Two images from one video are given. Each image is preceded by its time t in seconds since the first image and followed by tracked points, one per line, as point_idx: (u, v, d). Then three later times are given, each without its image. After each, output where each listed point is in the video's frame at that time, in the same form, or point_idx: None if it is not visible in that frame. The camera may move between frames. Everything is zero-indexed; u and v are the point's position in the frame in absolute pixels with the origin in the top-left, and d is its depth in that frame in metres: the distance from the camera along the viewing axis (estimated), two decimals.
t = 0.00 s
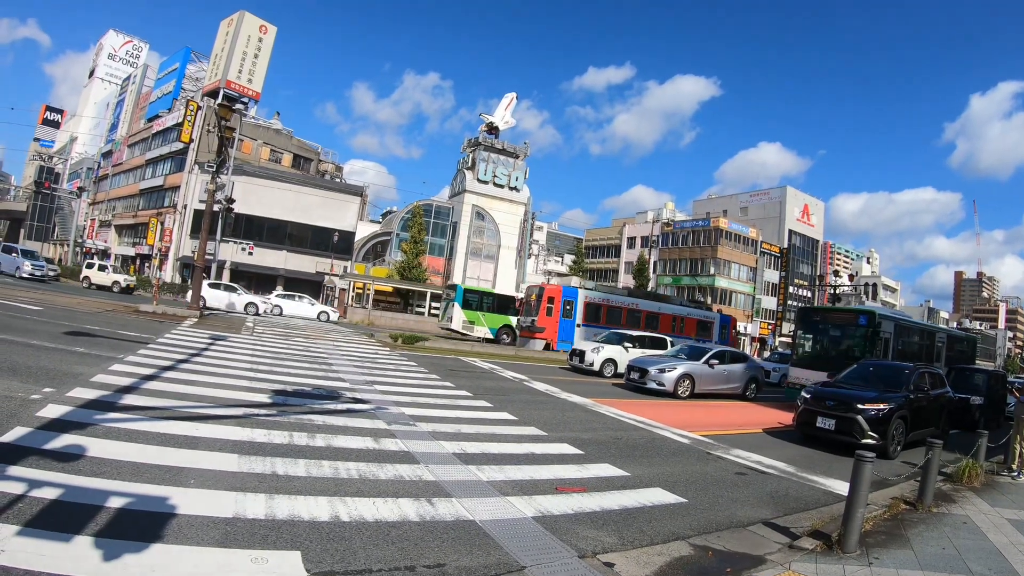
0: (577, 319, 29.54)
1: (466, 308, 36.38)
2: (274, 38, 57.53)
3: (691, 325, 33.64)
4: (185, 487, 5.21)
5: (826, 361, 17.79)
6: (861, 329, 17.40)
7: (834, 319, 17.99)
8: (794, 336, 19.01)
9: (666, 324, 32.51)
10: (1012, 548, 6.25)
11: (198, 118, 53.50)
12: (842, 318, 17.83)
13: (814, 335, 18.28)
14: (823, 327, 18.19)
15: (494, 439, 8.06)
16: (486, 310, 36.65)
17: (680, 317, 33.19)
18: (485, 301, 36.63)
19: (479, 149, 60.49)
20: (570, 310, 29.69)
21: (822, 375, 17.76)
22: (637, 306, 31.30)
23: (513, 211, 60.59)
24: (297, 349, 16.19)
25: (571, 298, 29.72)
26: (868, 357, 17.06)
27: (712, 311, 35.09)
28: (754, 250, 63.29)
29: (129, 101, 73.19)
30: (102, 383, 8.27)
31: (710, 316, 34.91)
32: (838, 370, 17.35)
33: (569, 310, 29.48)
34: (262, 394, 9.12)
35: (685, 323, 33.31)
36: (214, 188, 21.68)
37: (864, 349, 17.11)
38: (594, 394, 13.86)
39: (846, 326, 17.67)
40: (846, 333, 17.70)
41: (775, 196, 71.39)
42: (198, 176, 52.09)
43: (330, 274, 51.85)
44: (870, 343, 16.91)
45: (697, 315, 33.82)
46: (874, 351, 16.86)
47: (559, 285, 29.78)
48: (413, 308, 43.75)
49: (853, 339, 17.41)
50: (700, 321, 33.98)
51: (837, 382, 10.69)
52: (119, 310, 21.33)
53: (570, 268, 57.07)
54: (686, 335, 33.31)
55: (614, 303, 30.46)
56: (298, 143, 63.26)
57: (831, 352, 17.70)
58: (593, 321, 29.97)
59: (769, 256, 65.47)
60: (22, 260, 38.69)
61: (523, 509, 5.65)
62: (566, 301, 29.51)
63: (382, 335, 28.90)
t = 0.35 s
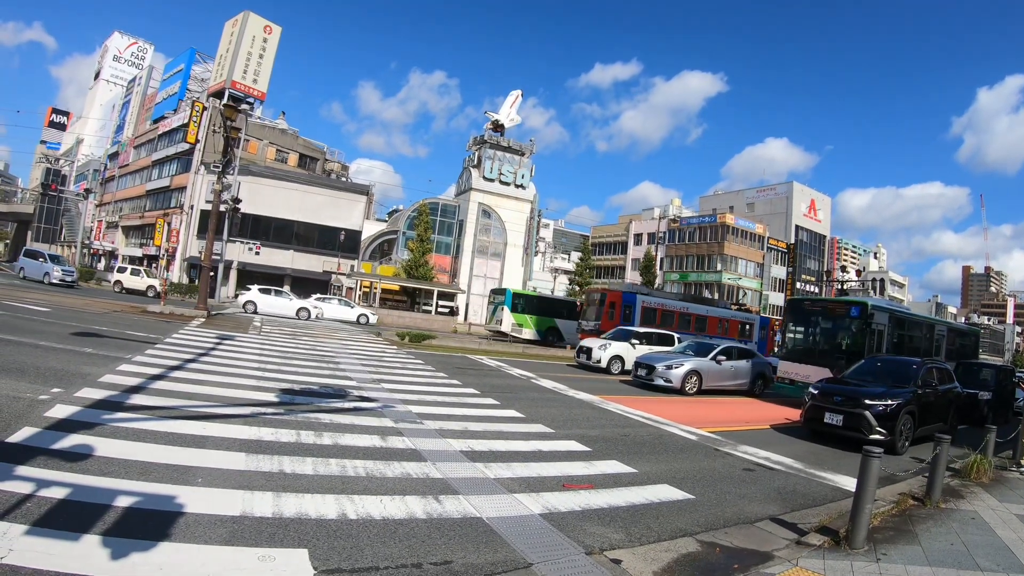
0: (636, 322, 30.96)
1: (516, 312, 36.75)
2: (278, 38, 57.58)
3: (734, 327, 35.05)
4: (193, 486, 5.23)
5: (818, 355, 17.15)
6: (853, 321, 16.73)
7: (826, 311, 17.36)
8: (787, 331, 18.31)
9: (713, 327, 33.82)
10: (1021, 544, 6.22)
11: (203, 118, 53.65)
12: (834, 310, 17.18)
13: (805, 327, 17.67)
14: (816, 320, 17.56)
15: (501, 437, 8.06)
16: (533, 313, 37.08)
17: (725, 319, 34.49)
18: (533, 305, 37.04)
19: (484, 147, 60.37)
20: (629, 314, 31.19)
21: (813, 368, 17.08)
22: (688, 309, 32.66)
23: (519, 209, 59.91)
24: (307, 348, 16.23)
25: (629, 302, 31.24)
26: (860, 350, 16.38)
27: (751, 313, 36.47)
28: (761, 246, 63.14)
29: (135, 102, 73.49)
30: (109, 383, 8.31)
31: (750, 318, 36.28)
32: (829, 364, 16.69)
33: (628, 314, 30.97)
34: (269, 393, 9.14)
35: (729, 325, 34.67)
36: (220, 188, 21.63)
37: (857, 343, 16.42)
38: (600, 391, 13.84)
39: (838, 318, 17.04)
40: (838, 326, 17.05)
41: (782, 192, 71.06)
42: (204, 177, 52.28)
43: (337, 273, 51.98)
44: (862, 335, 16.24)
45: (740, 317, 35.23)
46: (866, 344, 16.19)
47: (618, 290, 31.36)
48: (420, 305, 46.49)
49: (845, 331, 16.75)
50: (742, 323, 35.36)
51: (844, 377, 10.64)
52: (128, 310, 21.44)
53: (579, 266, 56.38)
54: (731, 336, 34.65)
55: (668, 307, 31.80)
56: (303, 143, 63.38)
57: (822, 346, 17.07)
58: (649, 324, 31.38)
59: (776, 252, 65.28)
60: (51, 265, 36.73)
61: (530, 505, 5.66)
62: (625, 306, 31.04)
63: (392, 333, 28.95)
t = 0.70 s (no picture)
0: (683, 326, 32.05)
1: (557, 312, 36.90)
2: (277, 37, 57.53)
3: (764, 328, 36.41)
4: (194, 485, 5.23)
5: (800, 350, 15.53)
6: (837, 314, 15.12)
7: (808, 303, 15.74)
8: (769, 324, 16.82)
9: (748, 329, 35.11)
10: (1022, 539, 6.23)
11: (202, 117, 53.58)
12: (818, 302, 15.56)
13: (787, 321, 16.05)
14: (798, 312, 15.94)
15: (502, 435, 8.07)
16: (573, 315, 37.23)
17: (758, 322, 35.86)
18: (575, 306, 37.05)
19: (483, 145, 60.26)
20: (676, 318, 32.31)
21: (795, 364, 15.43)
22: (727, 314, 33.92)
23: (519, 206, 59.95)
24: (309, 347, 16.22)
25: (676, 307, 32.38)
26: (845, 346, 14.72)
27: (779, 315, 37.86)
28: (761, 243, 63.13)
29: (134, 103, 73.46)
30: (111, 383, 8.33)
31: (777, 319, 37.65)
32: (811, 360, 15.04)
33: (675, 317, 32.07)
34: (270, 392, 9.14)
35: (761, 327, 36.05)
36: (220, 187, 21.55)
37: (841, 338, 14.78)
38: (600, 388, 13.84)
39: (822, 311, 15.41)
40: (822, 319, 15.43)
41: (782, 187, 71.06)
42: (204, 176, 52.27)
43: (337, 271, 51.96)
44: (846, 329, 14.62)
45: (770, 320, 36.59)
46: (850, 339, 14.55)
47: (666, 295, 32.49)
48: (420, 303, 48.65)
49: (828, 325, 15.11)
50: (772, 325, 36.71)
51: (844, 373, 10.63)
52: (128, 310, 21.45)
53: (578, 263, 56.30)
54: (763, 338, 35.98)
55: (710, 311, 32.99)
56: (303, 142, 63.34)
57: (804, 340, 15.44)
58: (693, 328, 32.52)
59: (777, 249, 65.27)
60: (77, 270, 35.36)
61: (531, 502, 5.67)
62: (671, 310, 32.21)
63: (394, 330, 28.99)
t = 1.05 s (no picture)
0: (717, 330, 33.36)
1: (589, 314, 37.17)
2: (271, 35, 57.46)
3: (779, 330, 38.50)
4: (188, 484, 5.23)
5: (776, 347, 15.08)
6: (814, 310, 14.63)
7: (786, 299, 15.26)
8: (745, 320, 16.37)
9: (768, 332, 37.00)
10: (1013, 538, 6.27)
11: (197, 115, 53.45)
12: (795, 297, 15.08)
13: (765, 318, 15.59)
14: (776, 309, 15.49)
15: (495, 433, 8.09)
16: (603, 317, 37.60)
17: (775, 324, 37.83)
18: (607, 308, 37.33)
19: (478, 143, 60.26)
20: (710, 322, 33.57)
21: (771, 362, 14.99)
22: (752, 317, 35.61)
23: (512, 205, 60.86)
24: (302, 346, 16.22)
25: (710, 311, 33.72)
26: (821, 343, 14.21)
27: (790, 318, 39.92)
28: (754, 242, 63.30)
29: (128, 100, 73.17)
30: (105, 383, 8.31)
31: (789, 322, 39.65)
32: (787, 358, 14.59)
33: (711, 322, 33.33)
34: (264, 391, 9.13)
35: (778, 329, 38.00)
36: (214, 186, 21.49)
37: (817, 335, 14.28)
38: (593, 387, 13.87)
39: (799, 307, 14.93)
40: (799, 315, 14.94)
41: (776, 186, 71.29)
42: (197, 174, 52.09)
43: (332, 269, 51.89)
44: (822, 326, 14.14)
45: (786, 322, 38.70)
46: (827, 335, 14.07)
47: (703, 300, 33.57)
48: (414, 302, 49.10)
49: (804, 321, 14.62)
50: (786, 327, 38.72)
51: (837, 372, 10.66)
52: (120, 309, 21.38)
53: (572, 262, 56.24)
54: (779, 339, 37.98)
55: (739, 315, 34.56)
56: (297, 140, 63.22)
57: (780, 338, 14.98)
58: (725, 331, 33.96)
59: (771, 248, 65.49)
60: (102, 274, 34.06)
61: (524, 502, 5.68)
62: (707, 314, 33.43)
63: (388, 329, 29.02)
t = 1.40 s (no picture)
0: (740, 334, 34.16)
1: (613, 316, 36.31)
2: (260, 30, 57.28)
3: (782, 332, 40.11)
4: (174, 480, 5.22)
5: (744, 345, 14.66)
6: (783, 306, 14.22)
7: (755, 295, 14.83)
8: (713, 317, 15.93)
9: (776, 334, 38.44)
10: (996, 537, 6.35)
11: (185, 110, 53.12)
12: (764, 293, 14.63)
13: (734, 314, 15.17)
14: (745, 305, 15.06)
15: (481, 431, 8.10)
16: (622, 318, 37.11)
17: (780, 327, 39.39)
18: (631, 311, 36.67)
19: (466, 141, 60.34)
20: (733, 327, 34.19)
21: (738, 360, 14.62)
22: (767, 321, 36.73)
23: (501, 203, 60.44)
24: (286, 343, 16.19)
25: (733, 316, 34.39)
26: (791, 341, 13.81)
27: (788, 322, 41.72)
28: (742, 242, 63.59)
29: (116, 94, 72.55)
30: (89, 378, 8.27)
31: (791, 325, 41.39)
32: (755, 356, 14.17)
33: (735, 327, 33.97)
34: (250, 387, 9.10)
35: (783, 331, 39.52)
36: (201, 182, 21.32)
37: (787, 332, 13.84)
38: (580, 385, 13.91)
39: (768, 303, 14.47)
40: (768, 312, 14.53)
41: (764, 187, 71.68)
42: (185, 168, 51.66)
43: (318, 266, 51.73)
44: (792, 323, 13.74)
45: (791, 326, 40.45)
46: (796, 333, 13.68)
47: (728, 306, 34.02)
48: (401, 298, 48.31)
49: (773, 318, 14.18)
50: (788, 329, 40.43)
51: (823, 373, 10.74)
52: (103, 304, 21.25)
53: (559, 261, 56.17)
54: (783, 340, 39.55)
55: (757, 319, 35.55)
56: (285, 135, 62.91)
57: (749, 336, 14.57)
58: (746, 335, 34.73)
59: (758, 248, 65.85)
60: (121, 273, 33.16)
61: (510, 499, 5.70)
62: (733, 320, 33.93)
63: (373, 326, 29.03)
